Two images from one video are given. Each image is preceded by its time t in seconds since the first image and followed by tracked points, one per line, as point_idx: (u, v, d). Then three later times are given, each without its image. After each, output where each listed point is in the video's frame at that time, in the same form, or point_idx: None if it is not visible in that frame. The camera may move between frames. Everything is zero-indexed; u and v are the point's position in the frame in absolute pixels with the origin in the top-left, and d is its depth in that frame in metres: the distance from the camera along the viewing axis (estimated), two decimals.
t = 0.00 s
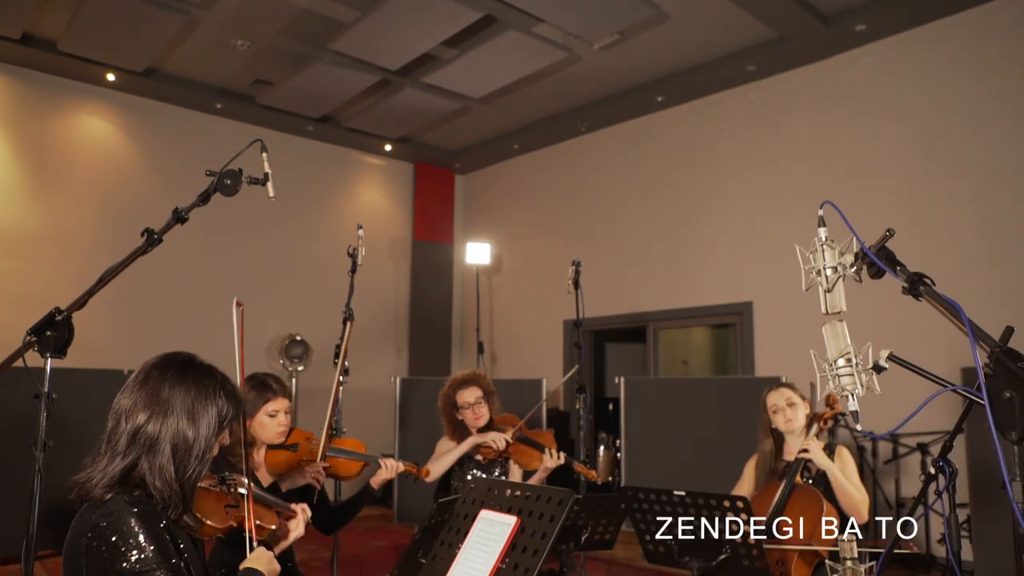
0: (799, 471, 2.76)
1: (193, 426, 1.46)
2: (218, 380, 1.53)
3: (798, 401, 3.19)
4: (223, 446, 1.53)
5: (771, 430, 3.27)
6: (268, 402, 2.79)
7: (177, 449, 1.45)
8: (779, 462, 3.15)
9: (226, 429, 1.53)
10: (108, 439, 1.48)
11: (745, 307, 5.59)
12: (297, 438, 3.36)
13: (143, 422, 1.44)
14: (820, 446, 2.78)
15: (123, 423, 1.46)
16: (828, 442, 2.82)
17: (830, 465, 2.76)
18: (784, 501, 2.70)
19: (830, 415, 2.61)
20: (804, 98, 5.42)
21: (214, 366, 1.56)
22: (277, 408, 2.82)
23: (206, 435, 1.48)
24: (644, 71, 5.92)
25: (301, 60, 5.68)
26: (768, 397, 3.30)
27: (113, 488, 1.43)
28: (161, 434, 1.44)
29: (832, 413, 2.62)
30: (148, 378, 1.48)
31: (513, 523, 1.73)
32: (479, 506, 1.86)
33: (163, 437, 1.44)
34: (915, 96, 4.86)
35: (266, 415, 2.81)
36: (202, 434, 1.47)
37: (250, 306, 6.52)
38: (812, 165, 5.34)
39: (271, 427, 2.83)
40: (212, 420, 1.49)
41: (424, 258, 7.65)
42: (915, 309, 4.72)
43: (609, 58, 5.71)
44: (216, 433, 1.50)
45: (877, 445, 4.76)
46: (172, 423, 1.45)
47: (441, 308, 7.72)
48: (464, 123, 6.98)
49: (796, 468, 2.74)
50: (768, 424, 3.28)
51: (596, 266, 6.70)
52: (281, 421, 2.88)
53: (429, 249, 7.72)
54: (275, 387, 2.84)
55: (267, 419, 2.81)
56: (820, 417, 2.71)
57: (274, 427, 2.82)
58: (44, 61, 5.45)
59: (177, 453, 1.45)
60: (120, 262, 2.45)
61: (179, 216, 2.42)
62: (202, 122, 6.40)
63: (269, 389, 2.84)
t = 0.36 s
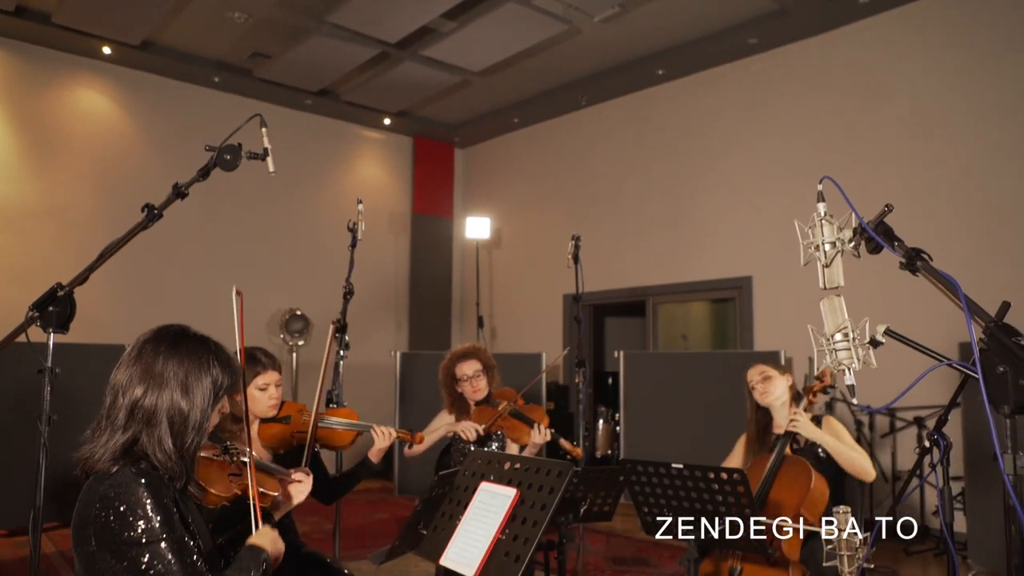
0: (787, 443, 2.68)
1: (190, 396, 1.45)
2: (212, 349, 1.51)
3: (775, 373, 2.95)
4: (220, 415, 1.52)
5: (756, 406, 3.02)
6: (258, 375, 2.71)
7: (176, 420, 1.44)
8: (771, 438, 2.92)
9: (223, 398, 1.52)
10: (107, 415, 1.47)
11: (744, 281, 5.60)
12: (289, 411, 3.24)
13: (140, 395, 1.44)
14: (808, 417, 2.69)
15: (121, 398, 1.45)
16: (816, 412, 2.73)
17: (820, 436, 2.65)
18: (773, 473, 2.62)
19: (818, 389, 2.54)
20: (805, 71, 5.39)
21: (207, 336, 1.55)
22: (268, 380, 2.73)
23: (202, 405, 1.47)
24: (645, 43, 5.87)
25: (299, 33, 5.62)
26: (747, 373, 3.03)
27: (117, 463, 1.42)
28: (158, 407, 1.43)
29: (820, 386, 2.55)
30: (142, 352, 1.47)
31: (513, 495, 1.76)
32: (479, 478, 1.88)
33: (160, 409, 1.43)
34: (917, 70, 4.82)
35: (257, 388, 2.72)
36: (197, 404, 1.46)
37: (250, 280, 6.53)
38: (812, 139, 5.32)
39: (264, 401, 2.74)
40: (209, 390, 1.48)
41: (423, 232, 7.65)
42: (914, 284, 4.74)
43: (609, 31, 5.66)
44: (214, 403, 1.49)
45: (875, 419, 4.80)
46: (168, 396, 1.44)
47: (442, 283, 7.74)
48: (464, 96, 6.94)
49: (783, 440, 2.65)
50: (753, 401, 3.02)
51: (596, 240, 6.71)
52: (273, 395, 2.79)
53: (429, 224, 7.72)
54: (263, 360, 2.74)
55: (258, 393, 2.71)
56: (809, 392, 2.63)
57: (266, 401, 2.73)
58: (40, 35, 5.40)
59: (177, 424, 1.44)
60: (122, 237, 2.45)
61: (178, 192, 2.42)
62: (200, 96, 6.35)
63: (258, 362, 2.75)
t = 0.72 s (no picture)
0: (774, 417, 2.70)
1: (196, 376, 1.44)
2: (223, 332, 1.50)
3: (765, 349, 2.93)
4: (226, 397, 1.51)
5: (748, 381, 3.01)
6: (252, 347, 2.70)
7: (182, 399, 1.43)
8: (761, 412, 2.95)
9: (230, 381, 1.50)
10: (116, 388, 1.46)
11: (744, 256, 5.61)
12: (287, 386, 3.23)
13: (148, 371, 1.42)
14: (794, 390, 2.70)
15: (130, 372, 1.44)
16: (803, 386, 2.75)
17: (805, 406, 2.66)
18: (760, 445, 2.64)
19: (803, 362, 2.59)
20: (807, 44, 5.34)
21: (220, 317, 1.53)
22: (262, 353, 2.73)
23: (209, 387, 1.45)
24: (646, 15, 5.81)
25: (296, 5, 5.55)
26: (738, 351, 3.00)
27: (119, 437, 1.41)
28: (165, 385, 1.42)
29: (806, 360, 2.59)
30: (153, 328, 1.45)
31: (513, 468, 1.79)
32: (479, 452, 1.91)
33: (167, 387, 1.42)
34: (921, 43, 4.78)
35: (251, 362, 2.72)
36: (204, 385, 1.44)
37: (250, 256, 6.54)
38: (814, 113, 5.29)
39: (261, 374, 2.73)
40: (216, 371, 1.46)
41: (423, 207, 7.63)
42: (914, 259, 4.74)
43: (610, 4, 5.60)
44: (220, 385, 1.48)
45: (873, 393, 4.84)
46: (176, 375, 1.42)
47: (442, 258, 7.74)
48: (463, 70, 6.88)
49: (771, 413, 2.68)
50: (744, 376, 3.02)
51: (596, 215, 6.69)
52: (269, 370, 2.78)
53: (428, 198, 7.70)
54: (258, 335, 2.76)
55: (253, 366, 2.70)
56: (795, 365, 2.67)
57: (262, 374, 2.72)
58: (34, 8, 5.34)
59: (182, 403, 1.43)
60: (123, 212, 2.44)
61: (179, 167, 2.42)
62: (197, 70, 6.30)
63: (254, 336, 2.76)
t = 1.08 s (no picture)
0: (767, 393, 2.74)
1: (207, 355, 1.43)
2: (235, 314, 1.49)
3: (761, 333, 2.88)
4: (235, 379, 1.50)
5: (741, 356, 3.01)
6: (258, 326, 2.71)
7: (191, 377, 1.43)
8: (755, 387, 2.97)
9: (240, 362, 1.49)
10: (127, 362, 1.46)
11: (744, 234, 5.61)
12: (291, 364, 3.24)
13: (158, 348, 1.42)
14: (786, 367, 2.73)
15: (141, 349, 1.44)
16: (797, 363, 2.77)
17: (796, 383, 2.68)
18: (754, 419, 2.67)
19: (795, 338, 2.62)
20: (810, 19, 5.29)
21: (233, 299, 1.53)
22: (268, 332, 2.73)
23: (219, 367, 1.45)
24: None
25: None
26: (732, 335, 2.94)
27: (126, 409, 1.41)
28: (175, 362, 1.42)
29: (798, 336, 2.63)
30: (165, 307, 1.45)
31: (513, 443, 1.81)
32: (479, 428, 1.93)
33: (177, 365, 1.42)
34: (924, 18, 4.73)
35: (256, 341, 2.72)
36: (214, 365, 1.44)
37: (250, 233, 6.54)
38: (815, 89, 5.26)
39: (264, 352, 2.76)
40: (227, 351, 1.45)
41: (423, 184, 7.61)
42: (914, 236, 4.74)
43: None
44: (230, 366, 1.47)
45: (871, 370, 4.87)
46: (186, 353, 1.42)
47: (442, 234, 7.74)
48: (462, 46, 6.82)
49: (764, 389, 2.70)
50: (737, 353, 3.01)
51: (596, 192, 6.68)
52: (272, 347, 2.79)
53: (428, 175, 7.67)
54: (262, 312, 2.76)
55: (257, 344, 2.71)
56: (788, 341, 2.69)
57: (266, 352, 2.74)
58: None
59: (190, 381, 1.43)
60: (123, 190, 2.44)
61: (178, 145, 2.41)
62: (194, 45, 6.25)
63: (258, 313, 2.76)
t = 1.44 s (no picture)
0: (765, 368, 2.76)
1: (215, 331, 1.44)
2: (242, 290, 1.49)
3: (762, 307, 2.88)
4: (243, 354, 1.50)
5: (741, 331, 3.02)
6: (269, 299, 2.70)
7: (198, 352, 1.43)
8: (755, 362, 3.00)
9: (247, 338, 1.50)
10: (135, 337, 1.47)
11: (744, 211, 5.60)
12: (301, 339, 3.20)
13: (166, 324, 1.43)
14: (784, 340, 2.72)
15: (149, 324, 1.44)
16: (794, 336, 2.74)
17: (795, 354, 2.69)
18: (752, 397, 2.71)
19: (795, 314, 2.63)
20: None
21: (239, 275, 1.53)
22: (280, 306, 2.72)
23: (227, 343, 1.45)
24: None
25: None
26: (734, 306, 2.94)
27: (136, 384, 1.42)
28: (183, 337, 1.42)
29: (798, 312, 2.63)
30: (172, 282, 1.45)
31: (513, 419, 1.83)
32: (479, 403, 1.95)
33: (186, 339, 1.42)
34: None
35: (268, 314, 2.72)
36: (222, 340, 1.44)
37: (250, 210, 6.53)
38: (817, 65, 5.22)
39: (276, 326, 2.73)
40: (234, 327, 1.46)
41: (423, 160, 7.58)
42: (915, 213, 4.73)
43: None
44: (237, 342, 1.47)
45: (869, 347, 4.90)
46: (194, 327, 1.43)
47: (442, 211, 7.73)
48: (462, 21, 6.76)
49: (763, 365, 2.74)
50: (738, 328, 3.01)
51: (596, 169, 6.66)
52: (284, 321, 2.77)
53: (428, 151, 7.64)
54: (275, 286, 2.77)
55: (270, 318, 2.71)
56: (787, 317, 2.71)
57: (278, 326, 2.73)
58: None
59: (198, 356, 1.43)
60: (123, 167, 2.43)
61: (178, 122, 2.41)
62: (191, 20, 6.20)
63: (271, 288, 2.77)
